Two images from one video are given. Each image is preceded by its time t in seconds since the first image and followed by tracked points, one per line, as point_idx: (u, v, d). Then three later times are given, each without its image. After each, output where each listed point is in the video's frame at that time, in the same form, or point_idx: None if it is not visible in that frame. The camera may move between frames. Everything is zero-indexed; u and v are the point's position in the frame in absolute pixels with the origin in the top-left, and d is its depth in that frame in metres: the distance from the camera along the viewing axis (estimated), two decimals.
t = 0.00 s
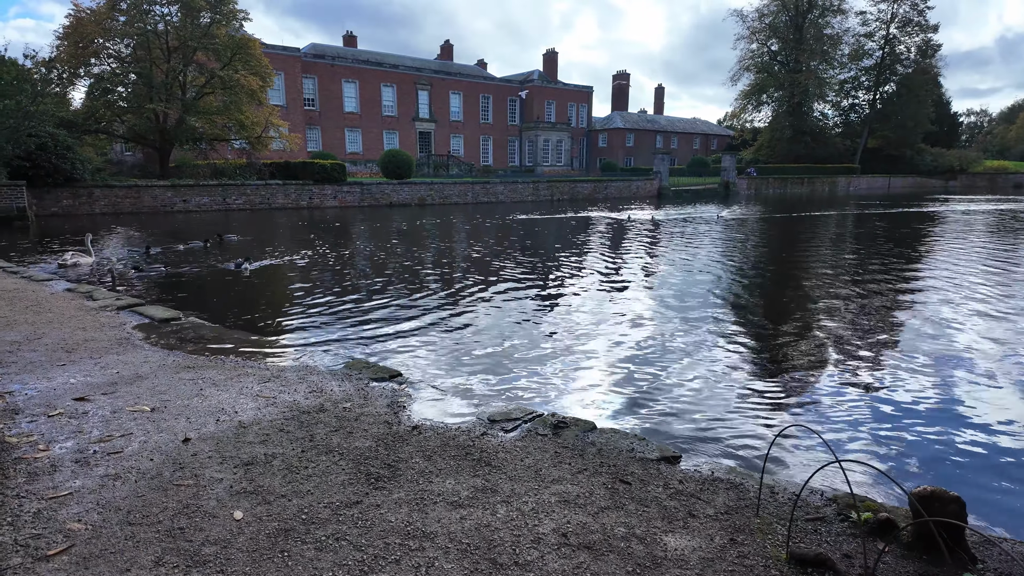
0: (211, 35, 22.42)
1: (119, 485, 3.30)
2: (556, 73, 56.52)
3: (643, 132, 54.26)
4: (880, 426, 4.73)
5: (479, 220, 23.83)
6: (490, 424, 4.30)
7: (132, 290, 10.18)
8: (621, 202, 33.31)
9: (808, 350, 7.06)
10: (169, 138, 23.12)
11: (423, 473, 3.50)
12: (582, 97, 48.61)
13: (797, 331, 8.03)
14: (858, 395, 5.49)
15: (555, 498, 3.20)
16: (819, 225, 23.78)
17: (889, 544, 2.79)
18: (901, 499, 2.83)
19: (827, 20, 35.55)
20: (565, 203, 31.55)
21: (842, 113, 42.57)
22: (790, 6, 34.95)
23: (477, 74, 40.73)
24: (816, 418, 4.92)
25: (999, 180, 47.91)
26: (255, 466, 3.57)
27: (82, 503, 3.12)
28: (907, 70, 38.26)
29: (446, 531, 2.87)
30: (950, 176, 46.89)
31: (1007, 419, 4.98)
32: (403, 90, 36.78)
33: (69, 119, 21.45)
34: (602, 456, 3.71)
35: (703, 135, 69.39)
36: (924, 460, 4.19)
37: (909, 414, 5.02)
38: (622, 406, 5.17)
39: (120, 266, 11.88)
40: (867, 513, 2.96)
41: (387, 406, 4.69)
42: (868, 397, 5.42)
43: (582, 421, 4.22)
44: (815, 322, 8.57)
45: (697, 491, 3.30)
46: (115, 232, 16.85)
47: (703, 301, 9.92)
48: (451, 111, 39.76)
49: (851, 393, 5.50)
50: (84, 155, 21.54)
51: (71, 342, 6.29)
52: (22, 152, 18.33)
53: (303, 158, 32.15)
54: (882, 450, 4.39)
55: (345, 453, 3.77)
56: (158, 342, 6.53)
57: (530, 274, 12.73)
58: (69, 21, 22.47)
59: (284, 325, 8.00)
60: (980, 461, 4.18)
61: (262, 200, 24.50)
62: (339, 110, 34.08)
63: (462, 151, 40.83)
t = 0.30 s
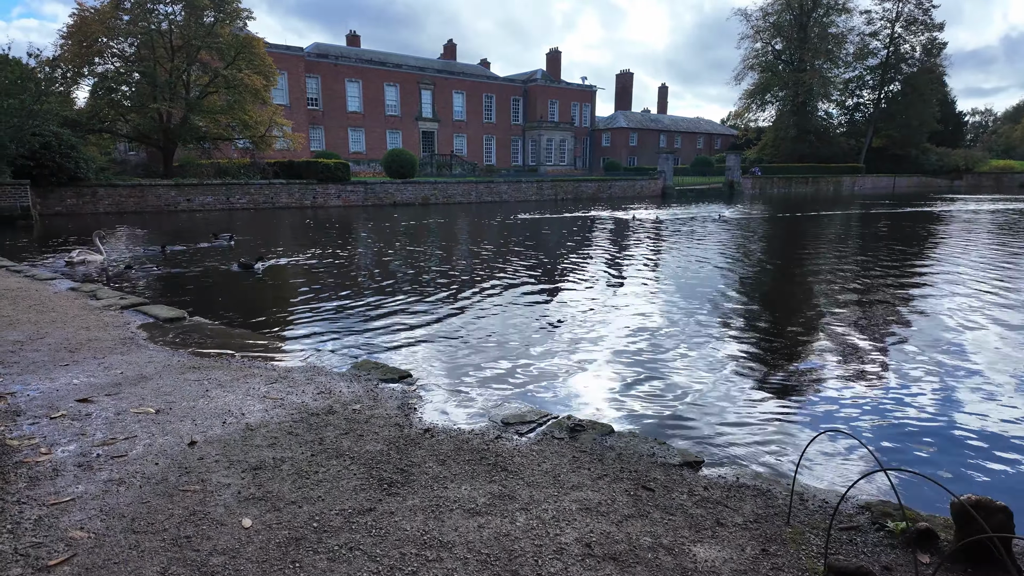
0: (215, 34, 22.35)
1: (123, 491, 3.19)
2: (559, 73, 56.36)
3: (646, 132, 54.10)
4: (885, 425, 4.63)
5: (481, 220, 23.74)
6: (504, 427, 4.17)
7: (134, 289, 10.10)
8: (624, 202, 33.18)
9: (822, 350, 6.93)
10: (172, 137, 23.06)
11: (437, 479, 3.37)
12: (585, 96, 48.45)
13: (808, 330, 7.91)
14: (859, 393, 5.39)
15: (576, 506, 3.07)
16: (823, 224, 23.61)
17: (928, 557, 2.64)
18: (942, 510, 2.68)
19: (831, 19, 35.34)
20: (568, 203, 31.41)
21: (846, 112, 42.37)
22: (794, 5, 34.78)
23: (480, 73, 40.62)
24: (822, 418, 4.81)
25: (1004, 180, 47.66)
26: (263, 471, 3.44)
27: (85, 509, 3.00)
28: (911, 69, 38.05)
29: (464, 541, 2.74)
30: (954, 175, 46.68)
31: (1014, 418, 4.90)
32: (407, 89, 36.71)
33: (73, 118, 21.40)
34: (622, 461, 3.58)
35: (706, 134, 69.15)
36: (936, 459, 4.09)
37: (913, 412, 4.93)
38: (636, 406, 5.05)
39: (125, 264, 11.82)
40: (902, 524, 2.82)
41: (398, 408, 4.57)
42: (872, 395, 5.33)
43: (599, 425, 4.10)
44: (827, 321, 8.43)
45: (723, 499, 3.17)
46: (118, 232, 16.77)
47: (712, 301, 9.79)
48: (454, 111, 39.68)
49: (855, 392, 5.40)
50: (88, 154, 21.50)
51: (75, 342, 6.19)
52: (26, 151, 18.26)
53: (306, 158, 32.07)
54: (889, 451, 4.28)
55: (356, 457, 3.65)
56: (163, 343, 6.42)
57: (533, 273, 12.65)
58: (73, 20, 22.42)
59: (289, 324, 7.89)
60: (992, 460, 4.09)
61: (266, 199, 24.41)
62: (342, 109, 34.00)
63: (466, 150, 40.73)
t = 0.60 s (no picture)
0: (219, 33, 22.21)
1: (118, 510, 3.00)
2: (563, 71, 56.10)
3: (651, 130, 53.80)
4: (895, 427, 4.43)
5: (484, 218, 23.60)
6: (519, 438, 3.98)
7: (137, 290, 9.94)
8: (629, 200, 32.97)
9: (843, 350, 6.71)
10: (176, 136, 22.95)
11: (450, 497, 3.18)
12: (589, 95, 48.21)
13: (825, 330, 7.69)
14: (865, 394, 5.20)
15: (600, 528, 2.87)
16: (830, 224, 23.35)
17: None
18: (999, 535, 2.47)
19: (838, 16, 34.99)
20: (572, 202, 31.21)
21: (852, 110, 42.02)
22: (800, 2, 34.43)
23: (484, 72, 40.43)
24: (831, 420, 4.60)
25: (1012, 179, 47.27)
26: (267, 487, 3.26)
27: (78, 531, 2.82)
28: (918, 67, 37.69)
29: (482, 568, 2.55)
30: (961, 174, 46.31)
31: None
32: (411, 88, 36.54)
33: (77, 117, 21.29)
34: (646, 477, 3.38)
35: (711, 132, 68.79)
36: (953, 465, 3.91)
37: (930, 415, 4.75)
38: (654, 411, 4.85)
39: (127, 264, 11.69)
40: (954, 550, 2.61)
41: (406, 417, 4.38)
42: (880, 395, 5.14)
43: (619, 436, 3.90)
44: (845, 321, 8.21)
45: (758, 520, 2.96)
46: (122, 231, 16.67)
47: (725, 301, 9.57)
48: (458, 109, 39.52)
49: (872, 393, 5.22)
50: (92, 153, 21.40)
51: (74, 346, 6.02)
52: (30, 151, 18.17)
53: (310, 156, 31.91)
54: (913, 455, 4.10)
55: (365, 471, 3.46)
56: (165, 346, 6.25)
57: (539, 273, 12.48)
58: (77, 19, 22.33)
59: (292, 326, 7.71)
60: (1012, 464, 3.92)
61: (270, 198, 24.28)
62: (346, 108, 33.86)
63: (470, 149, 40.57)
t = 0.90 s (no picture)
0: (231, 34, 22.21)
1: (129, 524, 2.88)
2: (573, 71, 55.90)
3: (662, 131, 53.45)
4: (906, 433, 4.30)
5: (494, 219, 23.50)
6: (542, 450, 3.83)
7: (148, 291, 9.90)
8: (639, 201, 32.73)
9: (869, 353, 6.52)
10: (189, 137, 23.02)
11: (473, 514, 3.03)
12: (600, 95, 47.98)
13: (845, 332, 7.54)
14: (865, 400, 5.07)
15: (633, 549, 2.71)
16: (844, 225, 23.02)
17: None
18: None
19: (852, 15, 34.53)
20: (582, 203, 31.03)
21: (866, 110, 41.51)
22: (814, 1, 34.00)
23: (494, 72, 40.34)
24: (861, 428, 4.44)
25: None
26: (282, 501, 3.12)
27: (87, 548, 2.70)
28: (934, 66, 37.14)
29: None
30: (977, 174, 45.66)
31: None
32: (421, 89, 36.51)
33: (91, 119, 21.39)
34: (678, 494, 3.22)
35: (722, 133, 68.31)
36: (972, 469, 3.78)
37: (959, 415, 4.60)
38: (676, 418, 4.67)
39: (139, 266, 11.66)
40: None
41: (424, 426, 4.25)
42: (887, 399, 5.03)
43: (647, 450, 3.75)
44: (866, 323, 8.03)
45: (801, 542, 2.79)
46: (135, 231, 16.69)
47: (743, 304, 9.38)
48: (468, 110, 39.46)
49: (898, 398, 5.07)
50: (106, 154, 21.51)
51: (86, 349, 5.93)
52: (44, 152, 18.27)
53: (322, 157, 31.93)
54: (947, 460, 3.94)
55: (383, 485, 3.32)
56: (177, 349, 6.16)
57: (550, 274, 12.36)
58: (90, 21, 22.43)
59: (304, 329, 7.62)
60: None
61: (282, 199, 24.30)
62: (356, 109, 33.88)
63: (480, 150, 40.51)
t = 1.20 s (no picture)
0: (249, 34, 22.17)
1: (159, 532, 2.77)
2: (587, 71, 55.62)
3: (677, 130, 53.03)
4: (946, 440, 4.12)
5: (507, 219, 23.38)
6: (580, 457, 3.67)
7: (168, 290, 9.87)
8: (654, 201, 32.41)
9: (905, 356, 6.29)
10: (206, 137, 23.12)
11: (515, 525, 2.88)
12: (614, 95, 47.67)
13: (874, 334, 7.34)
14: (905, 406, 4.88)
15: (689, 566, 2.55)
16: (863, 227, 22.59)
17: None
18: None
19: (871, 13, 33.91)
20: (596, 203, 30.79)
21: (886, 109, 40.82)
22: None
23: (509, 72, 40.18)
24: (907, 436, 4.26)
25: None
26: (315, 508, 3.00)
27: (116, 557, 2.58)
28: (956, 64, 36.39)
29: None
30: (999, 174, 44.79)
31: None
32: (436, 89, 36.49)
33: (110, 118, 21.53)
34: (730, 507, 3.05)
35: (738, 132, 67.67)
36: None
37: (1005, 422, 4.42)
38: (712, 422, 4.50)
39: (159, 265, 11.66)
40: None
41: (456, 431, 4.11)
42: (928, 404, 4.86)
43: (691, 459, 3.58)
44: (896, 324, 7.82)
45: (867, 560, 2.62)
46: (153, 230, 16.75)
47: (767, 305, 9.18)
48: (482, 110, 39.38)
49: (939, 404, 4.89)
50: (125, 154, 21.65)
51: (108, 348, 5.87)
52: (65, 152, 18.41)
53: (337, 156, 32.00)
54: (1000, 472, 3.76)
55: (418, 492, 3.18)
56: (199, 348, 6.08)
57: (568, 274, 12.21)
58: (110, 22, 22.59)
59: (325, 328, 7.52)
60: None
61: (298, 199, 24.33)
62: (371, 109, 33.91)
63: (494, 150, 40.43)
